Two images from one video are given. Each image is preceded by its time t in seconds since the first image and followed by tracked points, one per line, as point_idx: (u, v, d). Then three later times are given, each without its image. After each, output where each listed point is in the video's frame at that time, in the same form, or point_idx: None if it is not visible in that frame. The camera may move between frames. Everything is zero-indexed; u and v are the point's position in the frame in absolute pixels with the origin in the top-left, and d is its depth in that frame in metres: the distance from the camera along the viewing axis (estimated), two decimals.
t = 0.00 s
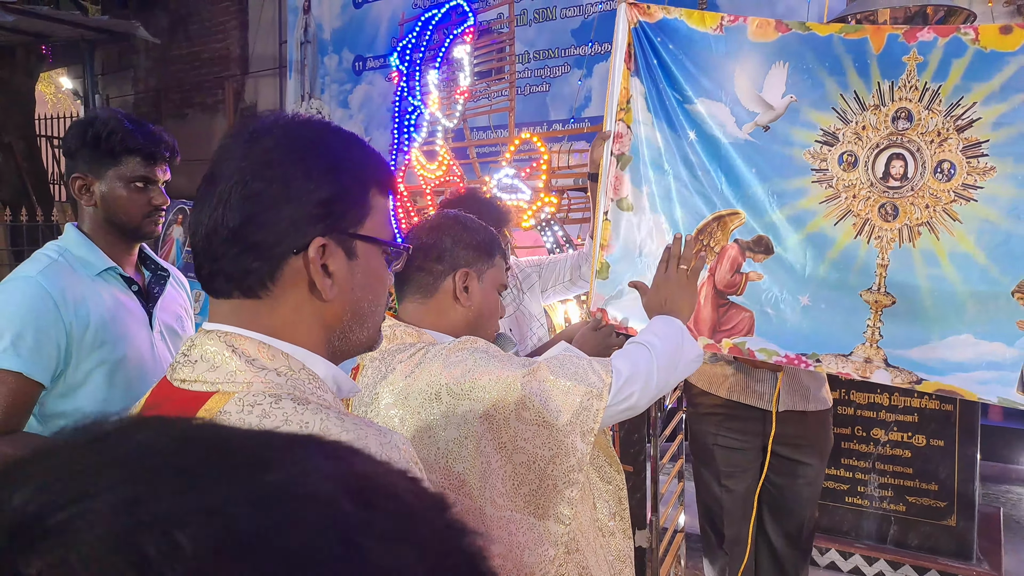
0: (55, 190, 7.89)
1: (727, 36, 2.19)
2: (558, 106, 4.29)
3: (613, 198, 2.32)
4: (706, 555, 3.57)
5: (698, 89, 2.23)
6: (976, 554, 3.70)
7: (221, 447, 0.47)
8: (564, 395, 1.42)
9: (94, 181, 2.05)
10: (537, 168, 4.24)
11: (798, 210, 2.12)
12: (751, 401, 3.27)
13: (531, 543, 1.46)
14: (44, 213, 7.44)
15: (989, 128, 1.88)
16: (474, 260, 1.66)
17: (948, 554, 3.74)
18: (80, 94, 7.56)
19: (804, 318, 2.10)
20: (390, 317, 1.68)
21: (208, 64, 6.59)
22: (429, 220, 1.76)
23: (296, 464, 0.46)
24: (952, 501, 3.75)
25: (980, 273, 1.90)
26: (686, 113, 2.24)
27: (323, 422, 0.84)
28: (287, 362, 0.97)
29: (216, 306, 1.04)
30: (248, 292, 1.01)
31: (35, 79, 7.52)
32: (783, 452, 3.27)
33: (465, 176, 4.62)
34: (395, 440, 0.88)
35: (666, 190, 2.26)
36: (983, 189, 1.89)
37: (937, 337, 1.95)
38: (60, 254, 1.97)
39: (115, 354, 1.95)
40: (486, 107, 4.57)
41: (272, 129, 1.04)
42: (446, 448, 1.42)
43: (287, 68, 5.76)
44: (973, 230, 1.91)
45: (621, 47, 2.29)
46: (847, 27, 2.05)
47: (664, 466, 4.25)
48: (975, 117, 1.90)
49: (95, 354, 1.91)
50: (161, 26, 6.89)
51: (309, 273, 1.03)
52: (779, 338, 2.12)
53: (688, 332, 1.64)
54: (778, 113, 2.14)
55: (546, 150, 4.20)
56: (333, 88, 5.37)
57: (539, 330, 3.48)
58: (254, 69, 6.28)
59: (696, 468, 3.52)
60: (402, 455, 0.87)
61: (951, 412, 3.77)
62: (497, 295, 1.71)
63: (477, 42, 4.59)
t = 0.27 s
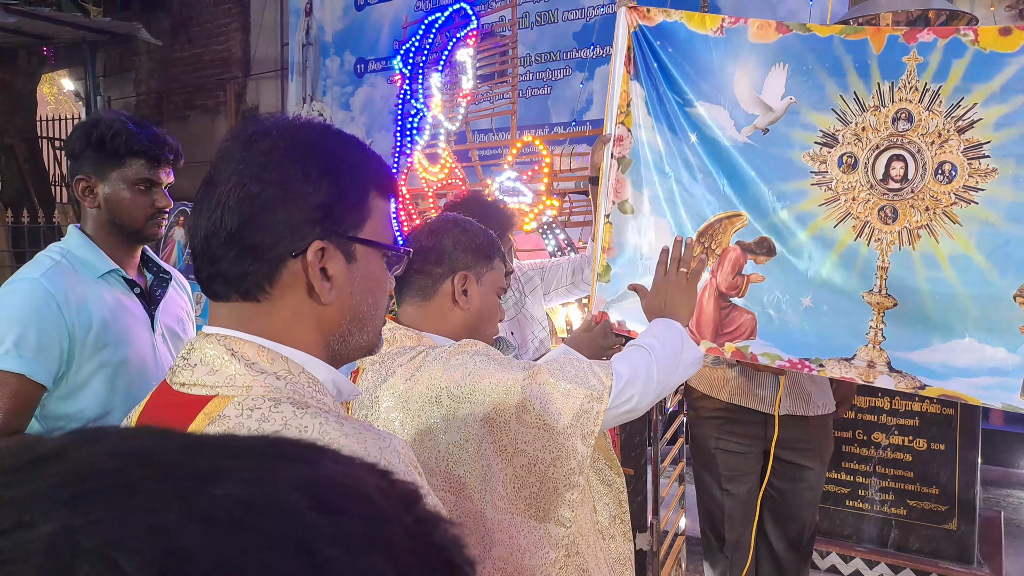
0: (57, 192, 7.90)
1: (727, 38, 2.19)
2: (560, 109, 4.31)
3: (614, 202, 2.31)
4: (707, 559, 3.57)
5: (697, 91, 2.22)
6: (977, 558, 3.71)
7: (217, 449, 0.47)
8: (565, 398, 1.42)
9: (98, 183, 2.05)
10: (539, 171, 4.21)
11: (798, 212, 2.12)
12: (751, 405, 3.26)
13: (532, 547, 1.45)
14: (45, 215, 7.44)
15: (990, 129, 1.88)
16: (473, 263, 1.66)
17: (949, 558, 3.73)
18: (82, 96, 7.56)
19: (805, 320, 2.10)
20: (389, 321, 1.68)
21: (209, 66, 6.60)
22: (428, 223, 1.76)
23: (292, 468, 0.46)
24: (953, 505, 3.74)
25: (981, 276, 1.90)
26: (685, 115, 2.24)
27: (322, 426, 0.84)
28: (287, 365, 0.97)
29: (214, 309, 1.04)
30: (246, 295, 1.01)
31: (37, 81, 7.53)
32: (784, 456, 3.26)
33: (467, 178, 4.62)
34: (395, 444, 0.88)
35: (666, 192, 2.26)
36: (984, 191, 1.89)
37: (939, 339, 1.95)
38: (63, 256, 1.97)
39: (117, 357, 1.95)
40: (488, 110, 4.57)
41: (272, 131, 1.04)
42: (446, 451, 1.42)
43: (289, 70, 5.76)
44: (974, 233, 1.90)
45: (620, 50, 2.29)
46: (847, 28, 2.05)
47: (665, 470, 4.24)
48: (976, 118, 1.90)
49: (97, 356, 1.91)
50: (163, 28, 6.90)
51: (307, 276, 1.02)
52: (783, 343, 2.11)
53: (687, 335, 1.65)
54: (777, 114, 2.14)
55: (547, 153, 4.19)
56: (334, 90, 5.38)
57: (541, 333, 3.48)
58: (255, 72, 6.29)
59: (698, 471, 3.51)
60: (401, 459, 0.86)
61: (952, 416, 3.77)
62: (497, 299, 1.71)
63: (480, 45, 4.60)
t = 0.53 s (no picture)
0: (60, 194, 7.92)
1: (729, 40, 2.19)
2: (562, 112, 4.31)
3: (618, 204, 2.30)
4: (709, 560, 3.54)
5: (699, 92, 2.22)
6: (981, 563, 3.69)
7: (219, 453, 0.46)
8: (568, 400, 1.41)
9: (104, 186, 2.05)
10: (542, 173, 4.14)
11: (800, 214, 2.11)
12: (754, 408, 3.25)
13: (535, 550, 1.45)
14: (49, 217, 7.46)
15: (993, 130, 1.87)
16: (475, 265, 1.66)
17: (953, 563, 3.71)
18: (86, 99, 7.59)
19: (809, 323, 2.09)
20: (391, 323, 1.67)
21: (212, 69, 6.62)
22: (430, 225, 1.75)
23: (294, 473, 0.45)
24: (958, 510, 3.72)
25: (986, 279, 1.89)
26: (686, 117, 2.24)
27: (324, 430, 0.83)
28: (290, 369, 0.96)
29: (217, 311, 1.03)
30: (249, 298, 1.01)
31: (41, 84, 7.56)
32: (786, 459, 3.24)
33: (469, 181, 4.63)
34: (398, 449, 0.87)
35: (668, 194, 2.25)
36: (988, 193, 1.88)
37: (944, 342, 1.93)
38: (68, 258, 1.97)
39: (121, 359, 1.95)
40: (490, 113, 4.56)
41: (276, 134, 1.04)
42: (449, 454, 1.41)
43: (292, 73, 5.78)
44: (978, 235, 1.89)
45: (622, 53, 2.29)
46: (848, 31, 2.04)
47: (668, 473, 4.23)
48: (977, 120, 1.89)
49: (101, 359, 1.91)
50: (166, 31, 6.93)
51: (311, 279, 1.02)
52: (786, 346, 2.10)
53: (691, 337, 1.64)
54: (779, 116, 2.13)
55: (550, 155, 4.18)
56: (337, 93, 5.39)
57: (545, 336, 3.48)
58: (258, 74, 6.30)
59: (700, 474, 3.50)
60: (404, 464, 0.86)
61: (956, 420, 3.75)
62: (499, 302, 1.70)
63: (483, 48, 4.54)
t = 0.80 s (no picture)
0: (63, 201, 7.95)
1: (730, 40, 2.19)
2: (563, 113, 4.30)
3: (619, 205, 2.30)
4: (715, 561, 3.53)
5: (701, 92, 2.22)
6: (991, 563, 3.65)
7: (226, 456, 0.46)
8: (571, 401, 1.41)
9: (107, 191, 2.06)
10: (542, 175, 4.20)
11: (803, 214, 2.11)
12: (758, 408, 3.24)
13: (541, 551, 1.45)
14: (52, 225, 7.49)
15: (998, 128, 1.87)
16: (476, 267, 1.66)
17: (961, 562, 3.69)
18: (87, 106, 7.62)
19: (813, 322, 2.08)
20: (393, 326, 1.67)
21: (213, 75, 6.64)
22: (430, 227, 1.75)
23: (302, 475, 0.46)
24: (965, 508, 3.70)
25: (991, 277, 1.88)
26: (687, 117, 2.24)
27: (329, 431, 0.84)
28: (295, 371, 0.97)
29: (221, 314, 1.04)
30: (253, 301, 1.01)
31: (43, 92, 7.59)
32: (789, 459, 3.23)
33: (471, 183, 4.63)
34: (403, 450, 0.87)
35: (671, 194, 2.24)
36: (994, 191, 1.87)
37: (947, 341, 1.93)
38: (73, 264, 1.98)
39: (128, 365, 1.96)
40: (491, 115, 4.56)
41: (277, 137, 1.04)
42: (452, 456, 1.39)
43: (293, 78, 5.79)
44: (983, 233, 1.89)
45: (623, 52, 2.28)
46: (850, 29, 2.04)
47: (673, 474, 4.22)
48: (982, 118, 1.88)
49: (108, 364, 1.92)
50: (167, 37, 6.96)
51: (314, 282, 1.02)
52: (788, 346, 2.10)
53: (693, 336, 1.63)
54: (781, 115, 2.13)
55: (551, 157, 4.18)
56: (338, 97, 5.40)
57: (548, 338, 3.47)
58: (259, 80, 6.31)
59: (705, 475, 3.50)
60: (410, 466, 0.86)
61: (962, 419, 3.73)
62: (501, 303, 1.70)
63: (482, 50, 4.58)
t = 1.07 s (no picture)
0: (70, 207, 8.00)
1: (733, 42, 2.19)
2: (566, 115, 4.30)
3: (624, 207, 2.30)
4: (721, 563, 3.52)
5: (705, 95, 2.22)
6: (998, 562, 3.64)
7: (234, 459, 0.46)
8: (576, 401, 1.41)
9: (111, 197, 2.07)
10: (546, 177, 4.23)
11: (808, 215, 2.11)
12: (763, 408, 3.24)
13: (546, 552, 1.45)
14: (59, 231, 7.53)
15: (1001, 129, 1.86)
16: (480, 268, 1.66)
17: (968, 562, 3.68)
18: (93, 113, 7.66)
19: (817, 322, 2.08)
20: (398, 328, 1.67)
21: (217, 80, 6.67)
22: (434, 229, 1.76)
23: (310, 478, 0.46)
24: (972, 508, 3.69)
25: (996, 277, 1.87)
26: (691, 118, 2.24)
27: (336, 433, 0.84)
28: (301, 373, 0.97)
29: (227, 318, 1.04)
30: (259, 304, 1.01)
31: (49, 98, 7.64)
32: (795, 459, 3.22)
33: (474, 186, 4.64)
34: (409, 452, 0.87)
35: (674, 196, 2.24)
36: (997, 192, 1.87)
37: (951, 342, 1.92)
38: (79, 269, 1.99)
39: (135, 370, 1.96)
40: (494, 118, 4.56)
41: (282, 140, 1.05)
42: (458, 457, 1.39)
43: (296, 83, 5.81)
44: (988, 233, 1.88)
45: (627, 55, 2.29)
46: (853, 32, 2.04)
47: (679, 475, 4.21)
48: (984, 120, 1.88)
49: (115, 370, 1.92)
50: (171, 43, 6.99)
51: (320, 284, 1.02)
52: (793, 347, 2.10)
53: (697, 335, 1.63)
54: (785, 118, 2.12)
55: (555, 159, 4.18)
56: (341, 101, 5.42)
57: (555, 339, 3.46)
58: (263, 84, 6.34)
59: (710, 475, 3.49)
60: (416, 467, 0.86)
61: (969, 419, 3.71)
62: (505, 305, 1.70)
63: (486, 53, 4.59)
